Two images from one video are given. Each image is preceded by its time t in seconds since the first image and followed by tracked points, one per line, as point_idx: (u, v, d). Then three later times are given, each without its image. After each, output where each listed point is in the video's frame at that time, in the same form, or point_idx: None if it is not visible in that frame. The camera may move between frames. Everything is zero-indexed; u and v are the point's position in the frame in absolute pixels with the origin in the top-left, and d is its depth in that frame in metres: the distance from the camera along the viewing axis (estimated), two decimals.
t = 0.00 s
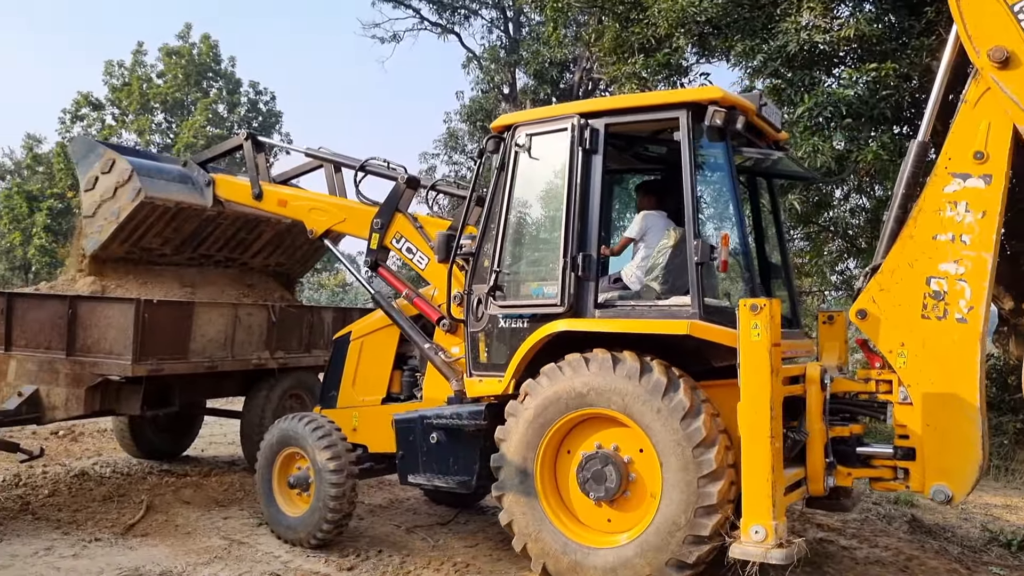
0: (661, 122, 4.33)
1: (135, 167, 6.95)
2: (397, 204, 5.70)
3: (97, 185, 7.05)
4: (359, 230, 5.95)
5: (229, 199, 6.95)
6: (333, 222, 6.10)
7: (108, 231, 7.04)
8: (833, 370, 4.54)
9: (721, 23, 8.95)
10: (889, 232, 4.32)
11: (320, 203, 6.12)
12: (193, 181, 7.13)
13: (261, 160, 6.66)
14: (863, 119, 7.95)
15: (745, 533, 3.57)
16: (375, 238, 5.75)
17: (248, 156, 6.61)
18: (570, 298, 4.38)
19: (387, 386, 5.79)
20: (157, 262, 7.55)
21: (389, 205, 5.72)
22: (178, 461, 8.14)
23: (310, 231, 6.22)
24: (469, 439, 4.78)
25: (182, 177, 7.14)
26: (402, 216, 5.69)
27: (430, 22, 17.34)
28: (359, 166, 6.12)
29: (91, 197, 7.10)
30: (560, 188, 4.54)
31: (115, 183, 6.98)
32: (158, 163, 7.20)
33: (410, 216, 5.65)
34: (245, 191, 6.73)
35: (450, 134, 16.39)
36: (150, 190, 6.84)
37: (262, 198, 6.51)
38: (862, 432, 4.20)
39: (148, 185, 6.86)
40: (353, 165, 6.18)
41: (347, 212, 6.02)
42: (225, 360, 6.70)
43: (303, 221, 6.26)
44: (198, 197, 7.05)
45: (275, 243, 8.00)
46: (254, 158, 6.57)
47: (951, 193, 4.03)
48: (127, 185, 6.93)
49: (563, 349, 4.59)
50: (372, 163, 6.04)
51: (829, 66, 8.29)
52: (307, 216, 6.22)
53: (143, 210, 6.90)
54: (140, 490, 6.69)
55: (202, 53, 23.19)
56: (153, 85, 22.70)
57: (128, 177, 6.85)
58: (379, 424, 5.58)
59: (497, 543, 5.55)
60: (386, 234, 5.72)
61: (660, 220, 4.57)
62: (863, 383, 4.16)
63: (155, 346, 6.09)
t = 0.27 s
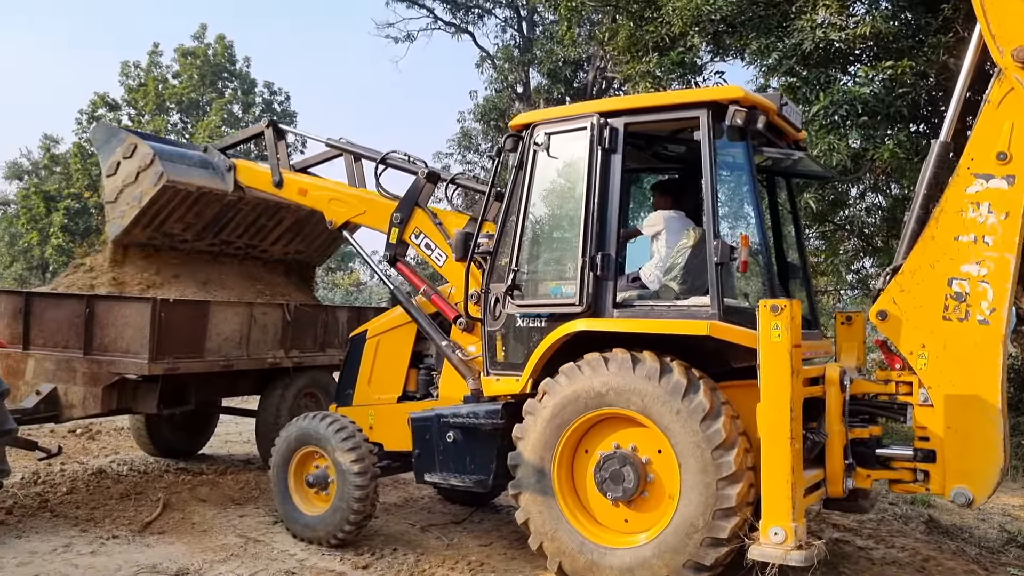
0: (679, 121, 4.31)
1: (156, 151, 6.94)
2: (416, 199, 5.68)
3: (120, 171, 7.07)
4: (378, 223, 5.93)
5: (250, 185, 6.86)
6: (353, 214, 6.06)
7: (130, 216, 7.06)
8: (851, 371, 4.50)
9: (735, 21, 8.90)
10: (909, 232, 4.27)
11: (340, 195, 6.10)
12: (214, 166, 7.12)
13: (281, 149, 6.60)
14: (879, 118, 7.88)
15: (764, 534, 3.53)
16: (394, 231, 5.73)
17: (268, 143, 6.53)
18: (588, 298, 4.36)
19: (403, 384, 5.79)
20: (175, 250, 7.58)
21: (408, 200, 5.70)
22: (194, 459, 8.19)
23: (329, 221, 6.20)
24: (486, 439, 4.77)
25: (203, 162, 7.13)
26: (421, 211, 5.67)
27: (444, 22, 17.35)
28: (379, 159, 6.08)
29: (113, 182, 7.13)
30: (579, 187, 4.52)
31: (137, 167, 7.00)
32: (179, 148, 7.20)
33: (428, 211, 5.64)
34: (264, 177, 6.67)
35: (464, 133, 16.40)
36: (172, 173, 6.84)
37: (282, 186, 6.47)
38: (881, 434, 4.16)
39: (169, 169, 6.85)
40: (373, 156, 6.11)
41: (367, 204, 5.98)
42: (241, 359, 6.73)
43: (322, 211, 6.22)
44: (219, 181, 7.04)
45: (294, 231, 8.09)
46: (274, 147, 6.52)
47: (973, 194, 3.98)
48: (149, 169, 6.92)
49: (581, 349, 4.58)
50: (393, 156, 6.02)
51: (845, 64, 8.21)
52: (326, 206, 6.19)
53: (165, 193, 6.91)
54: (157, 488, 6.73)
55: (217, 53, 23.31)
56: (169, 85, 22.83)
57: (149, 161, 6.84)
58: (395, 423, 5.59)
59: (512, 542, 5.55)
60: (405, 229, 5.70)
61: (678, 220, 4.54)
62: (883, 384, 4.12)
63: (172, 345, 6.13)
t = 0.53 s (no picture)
0: (682, 121, 4.32)
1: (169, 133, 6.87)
2: (425, 193, 5.70)
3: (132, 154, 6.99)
4: (386, 215, 5.97)
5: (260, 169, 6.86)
6: (361, 203, 6.10)
7: (144, 199, 6.99)
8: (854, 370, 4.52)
9: (743, 19, 8.90)
10: (912, 230, 4.29)
11: (349, 184, 6.13)
12: (227, 148, 7.03)
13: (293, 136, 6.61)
14: (887, 116, 7.87)
15: (766, 532, 3.54)
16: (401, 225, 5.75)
17: (280, 129, 6.53)
18: (591, 297, 4.38)
19: (407, 382, 5.82)
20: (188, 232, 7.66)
21: (416, 194, 5.72)
22: (202, 458, 8.24)
23: (338, 210, 6.24)
24: (490, 437, 4.79)
25: (216, 144, 7.05)
26: (428, 206, 5.69)
27: (451, 21, 17.35)
28: (389, 150, 6.08)
29: (126, 165, 7.05)
30: (582, 186, 4.54)
31: (149, 149, 6.91)
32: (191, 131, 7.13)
33: (436, 207, 5.67)
34: (274, 162, 6.69)
35: (471, 132, 16.38)
36: (184, 154, 6.75)
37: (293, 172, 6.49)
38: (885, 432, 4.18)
39: (182, 150, 6.77)
40: (383, 147, 6.12)
41: (376, 195, 6.02)
42: (249, 358, 6.77)
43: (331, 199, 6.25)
44: (232, 164, 6.95)
45: (304, 217, 8.17)
46: (286, 134, 6.54)
47: (976, 192, 3.99)
48: (161, 151, 6.84)
49: (585, 347, 4.59)
50: (403, 148, 6.02)
51: (853, 62, 8.23)
52: (335, 195, 6.22)
53: (177, 175, 6.84)
54: (166, 487, 6.78)
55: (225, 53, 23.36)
56: (177, 85, 22.91)
57: (161, 142, 6.76)
58: (401, 421, 5.64)
59: (520, 541, 5.55)
60: (413, 223, 5.73)
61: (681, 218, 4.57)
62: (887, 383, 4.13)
63: (181, 344, 6.17)
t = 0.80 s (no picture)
0: (679, 122, 4.33)
1: (177, 116, 6.84)
2: (426, 189, 5.70)
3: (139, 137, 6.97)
4: (388, 209, 5.97)
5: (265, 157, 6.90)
6: (364, 196, 6.10)
7: (149, 182, 6.98)
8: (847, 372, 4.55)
9: (746, 19, 8.86)
10: (906, 231, 4.29)
11: (353, 176, 6.13)
12: (234, 133, 7.00)
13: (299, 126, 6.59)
14: (892, 115, 7.85)
15: (755, 533, 3.61)
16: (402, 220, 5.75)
17: (287, 117, 6.52)
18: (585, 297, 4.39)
19: (404, 381, 5.84)
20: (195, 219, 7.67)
21: (418, 190, 5.73)
22: (206, 459, 8.27)
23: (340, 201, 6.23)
24: (485, 435, 4.80)
25: (223, 129, 7.01)
26: (429, 202, 5.69)
27: (454, 21, 17.32)
28: (393, 143, 6.05)
29: (133, 148, 7.03)
30: (577, 187, 4.55)
31: (156, 133, 6.88)
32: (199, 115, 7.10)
33: (437, 203, 5.67)
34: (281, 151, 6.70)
35: (474, 133, 16.34)
36: (190, 139, 6.72)
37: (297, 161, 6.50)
38: (876, 434, 4.22)
39: (188, 134, 6.73)
40: (388, 140, 6.10)
41: (379, 188, 6.02)
42: (253, 358, 6.72)
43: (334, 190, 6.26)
44: (238, 149, 6.91)
45: (311, 203, 7.97)
46: (292, 123, 6.53)
47: (969, 196, 3.99)
48: (167, 135, 6.81)
49: (578, 347, 4.61)
50: (407, 143, 6.01)
51: (857, 62, 8.20)
52: (338, 186, 6.22)
53: (182, 159, 6.81)
54: (170, 487, 6.80)
55: (228, 53, 23.33)
56: (181, 85, 22.89)
57: (168, 126, 6.73)
58: (396, 419, 5.66)
59: (524, 542, 5.55)
60: (414, 219, 5.72)
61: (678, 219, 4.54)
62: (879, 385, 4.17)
63: (184, 345, 6.14)
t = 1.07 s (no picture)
0: (670, 121, 4.35)
1: (172, 114, 6.86)
2: (418, 189, 5.74)
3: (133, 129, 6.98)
4: (380, 209, 6.02)
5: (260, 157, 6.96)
6: (357, 196, 6.14)
7: (136, 174, 7.01)
8: (835, 369, 4.59)
9: (746, 18, 8.86)
10: (892, 229, 4.32)
11: (346, 176, 6.16)
12: (227, 134, 7.05)
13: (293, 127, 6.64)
14: (892, 114, 7.83)
15: (742, 528, 3.65)
16: (394, 220, 5.79)
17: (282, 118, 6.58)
18: (574, 295, 4.42)
19: (397, 379, 5.88)
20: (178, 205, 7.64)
21: (410, 189, 5.76)
22: (207, 459, 8.29)
23: (333, 202, 6.27)
24: (477, 432, 4.84)
25: (217, 128, 7.05)
26: (421, 202, 5.74)
27: (454, 21, 17.31)
28: (385, 143, 6.09)
29: (125, 137, 7.04)
30: (568, 186, 4.59)
31: (149, 126, 6.90)
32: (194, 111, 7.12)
33: (429, 203, 5.71)
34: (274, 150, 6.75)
35: (474, 133, 16.33)
36: (182, 141, 6.76)
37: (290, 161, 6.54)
38: (864, 431, 4.26)
39: (181, 136, 6.77)
40: (380, 139, 6.14)
41: (371, 188, 6.05)
42: (254, 359, 6.63)
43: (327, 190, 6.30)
44: (229, 151, 7.01)
45: (298, 200, 8.07)
46: (286, 124, 6.58)
47: (954, 193, 4.02)
48: (160, 132, 6.83)
49: (567, 344, 4.65)
50: (398, 143, 6.05)
51: (856, 61, 8.19)
52: (331, 186, 6.25)
53: (173, 159, 6.87)
54: (171, 487, 6.81)
55: (228, 54, 23.30)
56: (181, 86, 22.87)
57: (162, 125, 6.75)
58: (390, 417, 5.69)
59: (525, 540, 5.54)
60: (406, 218, 5.76)
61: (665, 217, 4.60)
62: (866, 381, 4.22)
63: (186, 345, 6.07)
